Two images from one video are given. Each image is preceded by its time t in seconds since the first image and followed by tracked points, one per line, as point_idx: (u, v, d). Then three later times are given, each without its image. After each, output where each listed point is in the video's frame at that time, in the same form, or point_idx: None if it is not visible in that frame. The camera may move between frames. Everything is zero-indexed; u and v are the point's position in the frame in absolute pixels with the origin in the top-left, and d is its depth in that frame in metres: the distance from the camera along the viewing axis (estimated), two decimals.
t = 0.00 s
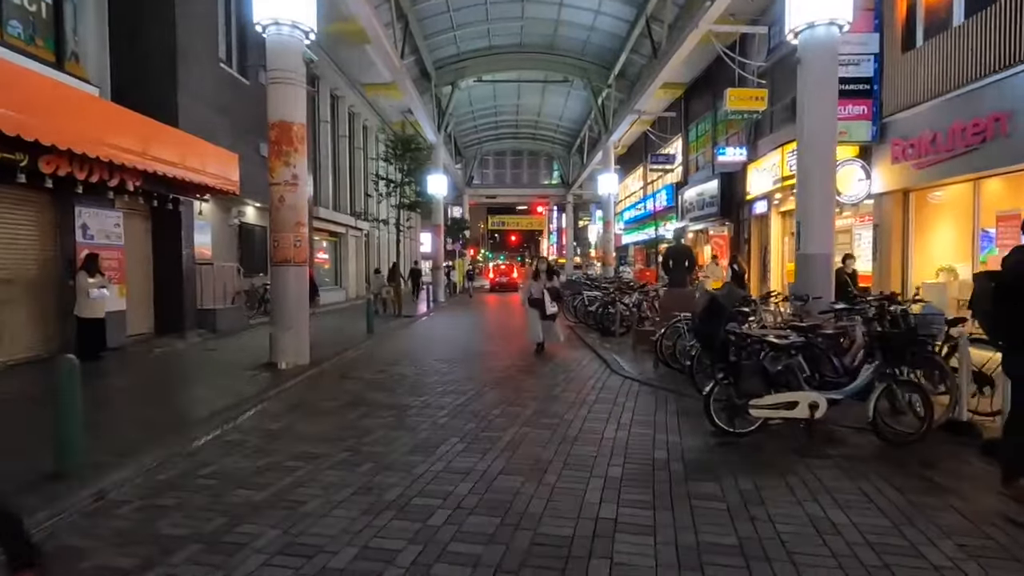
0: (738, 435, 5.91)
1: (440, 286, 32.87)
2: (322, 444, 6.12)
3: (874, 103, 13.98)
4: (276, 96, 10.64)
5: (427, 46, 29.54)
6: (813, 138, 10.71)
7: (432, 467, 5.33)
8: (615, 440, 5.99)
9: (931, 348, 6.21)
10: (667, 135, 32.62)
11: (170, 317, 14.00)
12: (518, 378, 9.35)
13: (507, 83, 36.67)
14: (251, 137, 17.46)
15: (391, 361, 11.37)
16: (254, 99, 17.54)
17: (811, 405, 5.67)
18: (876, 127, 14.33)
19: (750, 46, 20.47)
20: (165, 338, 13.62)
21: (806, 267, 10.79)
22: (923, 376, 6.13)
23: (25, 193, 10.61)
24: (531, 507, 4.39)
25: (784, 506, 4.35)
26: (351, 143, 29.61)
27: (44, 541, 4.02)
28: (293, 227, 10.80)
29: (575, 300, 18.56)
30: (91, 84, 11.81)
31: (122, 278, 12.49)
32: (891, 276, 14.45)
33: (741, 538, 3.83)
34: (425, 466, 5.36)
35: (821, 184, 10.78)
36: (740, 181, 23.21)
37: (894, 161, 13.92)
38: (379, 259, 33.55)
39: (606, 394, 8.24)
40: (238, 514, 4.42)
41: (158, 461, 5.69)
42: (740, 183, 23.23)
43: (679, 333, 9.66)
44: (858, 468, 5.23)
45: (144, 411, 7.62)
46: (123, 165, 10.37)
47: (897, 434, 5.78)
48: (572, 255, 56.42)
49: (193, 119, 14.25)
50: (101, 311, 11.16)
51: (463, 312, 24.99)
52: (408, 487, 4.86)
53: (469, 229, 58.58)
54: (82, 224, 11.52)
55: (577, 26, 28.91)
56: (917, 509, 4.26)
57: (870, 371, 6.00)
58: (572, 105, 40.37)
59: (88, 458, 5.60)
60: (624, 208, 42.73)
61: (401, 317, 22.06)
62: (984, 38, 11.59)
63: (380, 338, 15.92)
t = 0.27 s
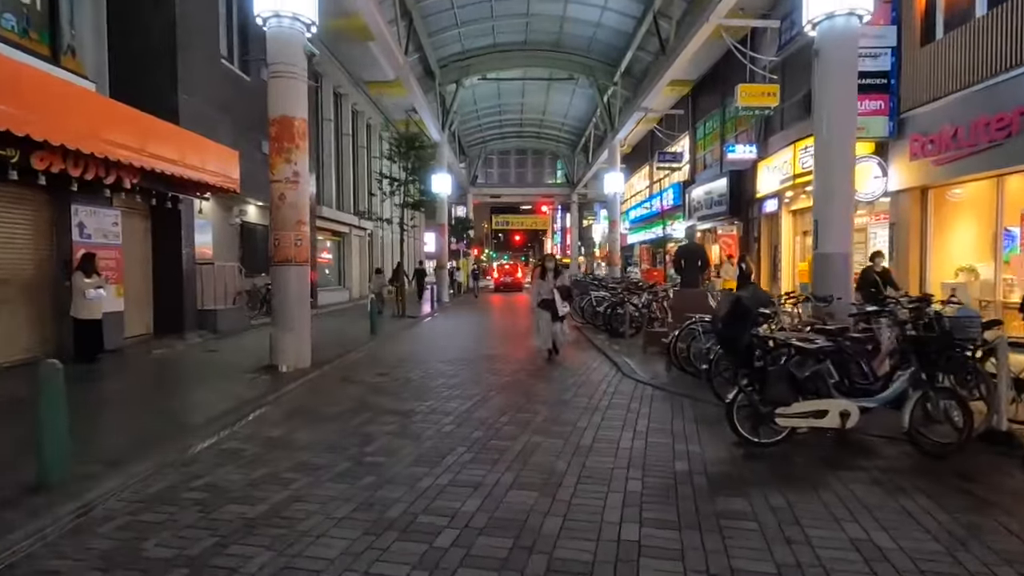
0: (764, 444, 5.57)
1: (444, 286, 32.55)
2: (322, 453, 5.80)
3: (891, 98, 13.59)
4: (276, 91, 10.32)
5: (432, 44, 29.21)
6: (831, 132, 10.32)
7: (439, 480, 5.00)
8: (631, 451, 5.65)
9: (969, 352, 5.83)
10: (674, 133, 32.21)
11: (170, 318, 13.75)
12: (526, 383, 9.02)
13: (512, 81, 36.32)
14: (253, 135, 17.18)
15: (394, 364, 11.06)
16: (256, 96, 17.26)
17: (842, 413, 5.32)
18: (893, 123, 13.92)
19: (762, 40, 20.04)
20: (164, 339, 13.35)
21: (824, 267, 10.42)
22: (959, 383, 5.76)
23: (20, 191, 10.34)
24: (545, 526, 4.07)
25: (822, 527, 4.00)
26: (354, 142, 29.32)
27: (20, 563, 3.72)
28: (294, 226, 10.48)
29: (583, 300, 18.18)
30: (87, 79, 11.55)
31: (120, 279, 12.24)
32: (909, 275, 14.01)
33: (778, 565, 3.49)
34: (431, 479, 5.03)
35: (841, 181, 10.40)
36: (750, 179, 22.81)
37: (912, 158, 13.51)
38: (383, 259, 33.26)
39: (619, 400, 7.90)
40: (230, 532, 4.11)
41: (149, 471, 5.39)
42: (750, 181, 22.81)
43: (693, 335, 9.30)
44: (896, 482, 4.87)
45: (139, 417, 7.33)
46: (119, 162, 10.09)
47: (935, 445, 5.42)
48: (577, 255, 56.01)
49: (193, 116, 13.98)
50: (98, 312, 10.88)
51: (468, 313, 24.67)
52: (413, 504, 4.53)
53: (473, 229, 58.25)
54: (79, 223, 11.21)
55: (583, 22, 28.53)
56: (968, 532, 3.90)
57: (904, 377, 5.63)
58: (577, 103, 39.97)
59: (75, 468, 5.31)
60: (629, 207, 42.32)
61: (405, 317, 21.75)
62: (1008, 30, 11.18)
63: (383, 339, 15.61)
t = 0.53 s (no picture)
0: (787, 454, 5.21)
1: (444, 285, 32.17)
2: (314, 463, 5.44)
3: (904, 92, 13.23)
4: (270, 83, 9.96)
5: (431, 40, 28.84)
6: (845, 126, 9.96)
7: (438, 494, 4.63)
8: (645, 461, 5.29)
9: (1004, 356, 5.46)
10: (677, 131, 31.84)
11: (162, 318, 13.38)
12: (529, 386, 8.65)
13: (513, 78, 35.94)
14: (249, 131, 16.82)
15: (393, 366, 10.70)
16: (252, 91, 16.89)
17: (871, 421, 4.98)
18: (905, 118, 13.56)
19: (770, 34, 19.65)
20: (157, 340, 12.99)
21: (837, 265, 10.05)
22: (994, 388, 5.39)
23: (5, 186, 9.97)
24: (555, 548, 3.70)
25: (860, 550, 3.64)
26: (353, 139, 28.96)
27: None
28: (289, 223, 10.12)
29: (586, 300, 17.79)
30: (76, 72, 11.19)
31: (111, 278, 11.89)
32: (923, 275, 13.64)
33: None
34: (430, 493, 4.66)
35: (855, 177, 10.04)
36: (755, 177, 22.43)
37: (925, 153, 13.13)
38: (383, 258, 32.90)
39: (628, 405, 7.53)
40: (209, 554, 3.74)
41: (128, 483, 5.03)
42: (756, 179, 22.43)
43: (703, 337, 8.94)
44: (933, 496, 4.50)
45: (123, 423, 6.96)
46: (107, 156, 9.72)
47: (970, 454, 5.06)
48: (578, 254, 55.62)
49: (186, 111, 13.62)
50: (87, 312, 10.53)
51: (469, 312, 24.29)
52: (410, 521, 4.16)
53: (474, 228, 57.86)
54: (67, 220, 10.87)
55: (585, 19, 28.15)
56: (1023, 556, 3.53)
57: (937, 382, 5.27)
58: (579, 101, 39.58)
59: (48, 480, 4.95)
60: (631, 206, 41.94)
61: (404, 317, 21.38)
62: None
63: (382, 340, 15.24)
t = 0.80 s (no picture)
0: (810, 473, 4.87)
1: (443, 287, 31.84)
2: (303, 482, 5.07)
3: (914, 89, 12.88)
4: (261, 78, 9.57)
5: (429, 39, 28.47)
6: (857, 123, 9.62)
7: (435, 520, 4.26)
8: (657, 481, 4.91)
9: None
10: (677, 130, 31.52)
11: (151, 322, 12.98)
12: (531, 394, 8.29)
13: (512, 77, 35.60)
14: (242, 130, 16.44)
15: (388, 372, 10.33)
16: (245, 89, 16.50)
17: (902, 437, 4.62)
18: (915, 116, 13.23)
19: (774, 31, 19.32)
20: (145, 345, 12.60)
21: (849, 267, 9.71)
22: None
23: None
24: None
25: None
26: (350, 138, 28.57)
27: None
28: (280, 223, 9.74)
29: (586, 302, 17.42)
30: (60, 67, 10.80)
31: (97, 280, 11.50)
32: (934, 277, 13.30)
33: None
34: (427, 518, 4.30)
35: (868, 177, 9.67)
36: (758, 177, 22.09)
37: (936, 152, 12.78)
38: (381, 259, 32.54)
39: (635, 415, 7.16)
40: None
41: (100, 505, 4.65)
42: (758, 178, 22.10)
43: (712, 342, 8.60)
44: (975, 522, 4.14)
45: (102, 433, 6.58)
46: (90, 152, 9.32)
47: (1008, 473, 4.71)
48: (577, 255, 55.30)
49: (177, 108, 13.24)
50: (71, 316, 10.14)
51: (467, 314, 23.94)
52: (404, 553, 3.79)
53: (472, 228, 57.51)
54: (50, 220, 10.47)
55: (585, 17, 27.81)
56: None
57: (971, 397, 4.90)
58: (578, 100, 39.22)
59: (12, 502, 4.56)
60: (631, 207, 41.62)
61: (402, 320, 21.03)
62: None
63: (378, 344, 14.86)
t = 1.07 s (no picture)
0: (841, 486, 4.51)
1: (441, 287, 31.48)
2: (291, 497, 4.69)
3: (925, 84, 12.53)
4: (251, 69, 9.17)
5: (427, 35, 28.08)
6: (871, 116, 9.27)
7: (434, 540, 3.90)
8: (675, 496, 4.55)
9: None
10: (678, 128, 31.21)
11: (140, 323, 12.57)
12: (534, 399, 7.93)
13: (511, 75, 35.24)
14: (235, 126, 16.03)
15: (385, 374, 9.96)
16: (238, 84, 16.09)
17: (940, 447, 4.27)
18: (925, 111, 12.90)
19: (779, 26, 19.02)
20: (133, 346, 12.20)
21: (863, 266, 9.37)
22: None
23: None
24: None
25: None
26: (347, 136, 28.19)
27: None
28: (272, 220, 9.34)
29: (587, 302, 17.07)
30: (43, 58, 10.39)
31: (83, 279, 11.10)
32: (944, 276, 12.94)
33: None
34: (425, 539, 3.93)
35: (883, 174, 9.33)
36: (761, 175, 21.77)
37: (948, 147, 12.43)
38: (378, 259, 32.14)
39: (644, 421, 6.79)
40: None
41: (68, 524, 4.27)
42: (761, 176, 21.78)
43: (723, 343, 8.25)
44: None
45: (80, 442, 6.19)
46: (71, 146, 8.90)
47: None
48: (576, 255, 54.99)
49: (166, 103, 12.84)
50: (54, 316, 9.74)
51: (466, 314, 23.61)
52: None
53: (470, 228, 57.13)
54: (32, 217, 10.07)
55: (585, 13, 27.46)
56: None
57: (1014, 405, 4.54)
58: (577, 98, 38.87)
59: None
60: (630, 206, 41.31)
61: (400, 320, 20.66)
62: None
63: (375, 345, 14.48)
